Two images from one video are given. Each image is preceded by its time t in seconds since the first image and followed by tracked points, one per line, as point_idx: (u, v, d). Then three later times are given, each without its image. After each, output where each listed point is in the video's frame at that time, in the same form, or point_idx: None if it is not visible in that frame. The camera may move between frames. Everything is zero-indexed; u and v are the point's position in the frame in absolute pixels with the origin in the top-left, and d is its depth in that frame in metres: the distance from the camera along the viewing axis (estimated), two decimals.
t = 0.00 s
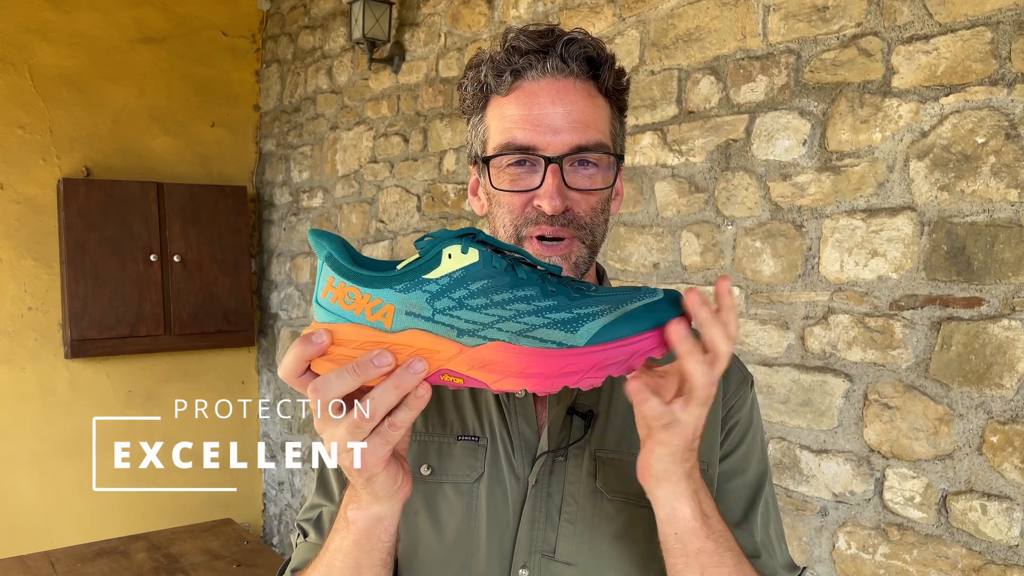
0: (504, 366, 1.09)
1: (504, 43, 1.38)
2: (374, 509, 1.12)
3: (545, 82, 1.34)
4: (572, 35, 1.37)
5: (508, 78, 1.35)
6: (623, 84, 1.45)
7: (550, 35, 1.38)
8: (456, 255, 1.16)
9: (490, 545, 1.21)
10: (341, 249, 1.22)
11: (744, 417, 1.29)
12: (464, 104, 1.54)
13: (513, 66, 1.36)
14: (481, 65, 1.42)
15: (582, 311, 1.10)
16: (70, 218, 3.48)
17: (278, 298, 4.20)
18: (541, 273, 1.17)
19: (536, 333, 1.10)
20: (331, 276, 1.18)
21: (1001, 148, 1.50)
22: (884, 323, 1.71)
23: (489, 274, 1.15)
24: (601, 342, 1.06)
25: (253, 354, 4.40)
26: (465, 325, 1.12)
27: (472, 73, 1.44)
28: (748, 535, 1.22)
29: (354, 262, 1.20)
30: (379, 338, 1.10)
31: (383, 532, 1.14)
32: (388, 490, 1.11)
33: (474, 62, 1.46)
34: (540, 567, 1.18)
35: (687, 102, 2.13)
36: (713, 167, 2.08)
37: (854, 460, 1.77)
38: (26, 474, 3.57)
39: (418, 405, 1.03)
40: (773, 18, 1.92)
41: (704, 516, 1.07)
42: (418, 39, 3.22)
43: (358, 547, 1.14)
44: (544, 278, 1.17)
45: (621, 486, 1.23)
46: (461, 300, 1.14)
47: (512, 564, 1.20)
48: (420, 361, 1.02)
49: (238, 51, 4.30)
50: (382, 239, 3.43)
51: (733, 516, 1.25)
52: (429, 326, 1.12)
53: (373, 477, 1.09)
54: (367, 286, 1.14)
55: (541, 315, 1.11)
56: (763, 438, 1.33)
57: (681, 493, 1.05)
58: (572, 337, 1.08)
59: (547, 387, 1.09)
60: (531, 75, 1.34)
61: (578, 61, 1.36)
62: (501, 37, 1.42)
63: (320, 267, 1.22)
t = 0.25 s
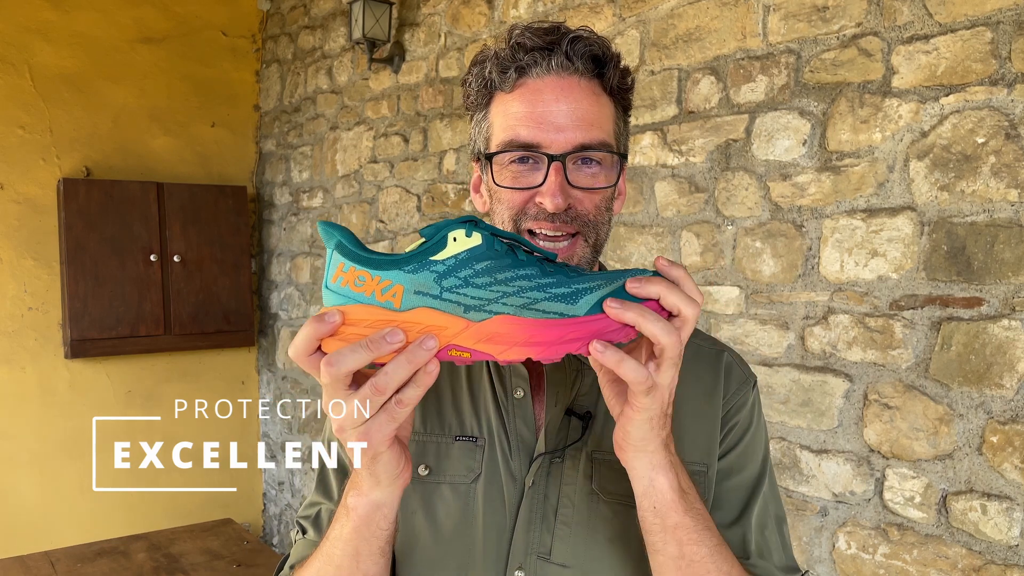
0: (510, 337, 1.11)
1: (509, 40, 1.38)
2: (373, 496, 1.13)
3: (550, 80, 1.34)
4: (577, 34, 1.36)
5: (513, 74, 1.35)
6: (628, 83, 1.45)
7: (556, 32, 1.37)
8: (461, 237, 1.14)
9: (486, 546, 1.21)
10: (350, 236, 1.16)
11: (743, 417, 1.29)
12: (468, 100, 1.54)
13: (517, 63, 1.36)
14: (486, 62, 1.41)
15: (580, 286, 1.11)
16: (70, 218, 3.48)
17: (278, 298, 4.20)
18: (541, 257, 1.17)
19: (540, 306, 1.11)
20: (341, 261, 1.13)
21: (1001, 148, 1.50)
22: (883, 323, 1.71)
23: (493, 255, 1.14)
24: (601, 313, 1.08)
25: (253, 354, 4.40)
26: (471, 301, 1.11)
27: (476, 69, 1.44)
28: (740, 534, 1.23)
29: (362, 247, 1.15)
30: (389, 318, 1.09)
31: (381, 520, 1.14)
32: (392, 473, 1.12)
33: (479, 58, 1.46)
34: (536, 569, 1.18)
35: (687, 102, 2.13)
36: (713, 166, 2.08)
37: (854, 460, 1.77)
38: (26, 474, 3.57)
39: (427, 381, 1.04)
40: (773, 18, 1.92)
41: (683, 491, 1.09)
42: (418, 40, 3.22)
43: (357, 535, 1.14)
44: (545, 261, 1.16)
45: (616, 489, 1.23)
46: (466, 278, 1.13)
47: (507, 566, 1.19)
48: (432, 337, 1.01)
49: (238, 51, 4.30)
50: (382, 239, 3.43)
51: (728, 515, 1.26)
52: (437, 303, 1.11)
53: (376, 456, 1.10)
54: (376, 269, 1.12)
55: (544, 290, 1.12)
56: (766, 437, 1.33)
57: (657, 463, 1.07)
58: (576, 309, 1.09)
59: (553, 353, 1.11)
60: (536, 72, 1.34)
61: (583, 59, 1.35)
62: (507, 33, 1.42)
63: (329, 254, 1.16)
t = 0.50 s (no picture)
0: (506, 351, 1.09)
1: (511, 41, 1.38)
2: (364, 495, 1.13)
3: (551, 82, 1.34)
4: (579, 35, 1.37)
5: (514, 76, 1.35)
6: (630, 84, 1.45)
7: (558, 34, 1.38)
8: (464, 244, 1.14)
9: (487, 547, 1.21)
10: (354, 237, 1.20)
11: (745, 418, 1.29)
12: (469, 101, 1.53)
13: (519, 64, 1.36)
14: (488, 63, 1.41)
15: (582, 300, 1.09)
16: (70, 218, 3.48)
17: (278, 298, 4.20)
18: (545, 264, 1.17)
19: (538, 320, 1.10)
20: (343, 261, 1.17)
21: (1001, 148, 1.50)
22: (884, 324, 1.71)
23: (495, 263, 1.14)
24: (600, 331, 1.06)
25: (253, 354, 4.40)
26: (469, 312, 1.11)
27: (478, 70, 1.44)
28: (745, 534, 1.23)
29: (365, 249, 1.19)
30: (386, 324, 1.09)
31: (371, 518, 1.15)
32: (377, 479, 1.12)
33: (480, 59, 1.46)
34: (537, 569, 1.17)
35: (687, 102, 2.13)
36: (713, 167, 2.08)
37: (854, 460, 1.77)
38: (26, 474, 3.57)
39: (422, 401, 1.03)
40: (773, 18, 1.92)
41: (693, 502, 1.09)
42: (418, 39, 3.22)
43: (348, 531, 1.15)
44: (547, 270, 1.16)
45: (618, 489, 1.23)
46: (466, 287, 1.13)
47: (508, 566, 1.19)
48: (428, 351, 1.02)
49: (238, 51, 4.30)
50: (382, 239, 3.43)
51: (731, 516, 1.25)
52: (434, 312, 1.11)
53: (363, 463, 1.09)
54: (377, 272, 1.13)
55: (543, 303, 1.10)
56: (768, 438, 1.33)
57: (666, 476, 1.07)
58: (573, 324, 1.07)
59: (548, 370, 1.09)
60: (537, 74, 1.34)
61: (584, 61, 1.35)
62: (508, 34, 1.42)
63: (332, 252, 1.20)
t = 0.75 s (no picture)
0: (502, 367, 1.08)
1: (517, 45, 1.37)
2: (352, 502, 1.13)
3: (558, 88, 1.34)
4: (585, 41, 1.36)
5: (520, 81, 1.34)
6: (634, 90, 1.45)
7: (564, 39, 1.37)
8: (464, 252, 1.15)
9: (488, 546, 1.21)
10: (354, 241, 1.20)
11: (744, 417, 1.29)
12: (472, 102, 1.52)
13: (525, 69, 1.35)
14: (493, 67, 1.41)
15: (582, 315, 1.09)
16: (70, 218, 3.48)
17: (278, 298, 4.20)
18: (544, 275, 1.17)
19: (536, 335, 1.08)
20: (341, 266, 1.17)
21: (1001, 148, 1.50)
22: (884, 324, 1.71)
23: (494, 274, 1.14)
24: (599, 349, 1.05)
25: (253, 354, 4.40)
26: (466, 325, 1.11)
27: (483, 72, 1.43)
28: (748, 532, 1.22)
29: (364, 254, 1.19)
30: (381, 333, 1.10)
31: (360, 526, 1.15)
32: (363, 490, 1.11)
33: (485, 61, 1.44)
34: (540, 568, 1.17)
35: (687, 103, 2.13)
36: (713, 167, 2.08)
37: (854, 460, 1.77)
38: (26, 474, 3.57)
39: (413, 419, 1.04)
40: (773, 18, 1.92)
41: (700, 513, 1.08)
42: (418, 40, 3.22)
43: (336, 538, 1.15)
44: (547, 281, 1.16)
45: (621, 488, 1.23)
46: (465, 298, 1.13)
47: (510, 565, 1.19)
48: (423, 364, 1.02)
49: (238, 51, 4.30)
50: (382, 239, 3.43)
51: (733, 515, 1.25)
52: (431, 323, 1.11)
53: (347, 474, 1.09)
54: (374, 279, 1.14)
55: (542, 318, 1.10)
56: (767, 437, 1.33)
57: (673, 490, 1.06)
58: (572, 342, 1.06)
59: (546, 390, 1.07)
60: (544, 80, 1.34)
61: (591, 67, 1.35)
62: (514, 38, 1.42)
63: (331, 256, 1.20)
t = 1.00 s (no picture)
0: (509, 370, 1.07)
1: (513, 43, 1.37)
2: (355, 504, 1.13)
3: (554, 84, 1.34)
4: (581, 37, 1.36)
5: (517, 78, 1.35)
6: (630, 85, 1.45)
7: (559, 36, 1.37)
8: (472, 255, 1.14)
9: (489, 546, 1.21)
10: (361, 242, 1.21)
11: (746, 417, 1.29)
12: (469, 101, 1.53)
13: (521, 67, 1.35)
14: (489, 65, 1.41)
15: (590, 318, 1.09)
16: (70, 218, 3.48)
17: (278, 298, 4.20)
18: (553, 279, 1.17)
19: (544, 338, 1.09)
20: (348, 267, 1.17)
21: (1001, 148, 1.50)
22: (883, 323, 1.71)
23: (502, 277, 1.14)
24: (607, 351, 1.05)
25: (253, 354, 4.40)
26: (473, 327, 1.10)
27: (479, 71, 1.43)
28: (751, 533, 1.21)
29: (371, 254, 1.20)
30: (389, 334, 1.09)
31: (363, 528, 1.15)
32: (366, 493, 1.11)
33: (480, 60, 1.45)
34: (541, 568, 1.17)
35: (687, 103, 2.13)
36: (713, 167, 2.08)
37: (854, 460, 1.77)
38: (26, 474, 3.57)
39: (422, 420, 1.04)
40: (773, 18, 1.92)
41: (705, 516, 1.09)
42: (418, 40, 3.22)
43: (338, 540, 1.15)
44: (554, 284, 1.16)
45: (621, 488, 1.23)
46: (472, 301, 1.12)
47: (512, 565, 1.19)
48: (431, 366, 1.02)
49: (238, 51, 4.30)
50: (383, 239, 3.43)
51: (735, 515, 1.24)
52: (439, 324, 1.10)
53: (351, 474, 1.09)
54: (382, 281, 1.14)
55: (550, 320, 1.10)
56: (767, 438, 1.33)
57: (679, 496, 1.06)
58: (580, 344, 1.07)
59: (552, 391, 1.07)
60: (540, 77, 1.34)
61: (586, 63, 1.35)
62: (509, 36, 1.42)
63: (339, 257, 1.20)
